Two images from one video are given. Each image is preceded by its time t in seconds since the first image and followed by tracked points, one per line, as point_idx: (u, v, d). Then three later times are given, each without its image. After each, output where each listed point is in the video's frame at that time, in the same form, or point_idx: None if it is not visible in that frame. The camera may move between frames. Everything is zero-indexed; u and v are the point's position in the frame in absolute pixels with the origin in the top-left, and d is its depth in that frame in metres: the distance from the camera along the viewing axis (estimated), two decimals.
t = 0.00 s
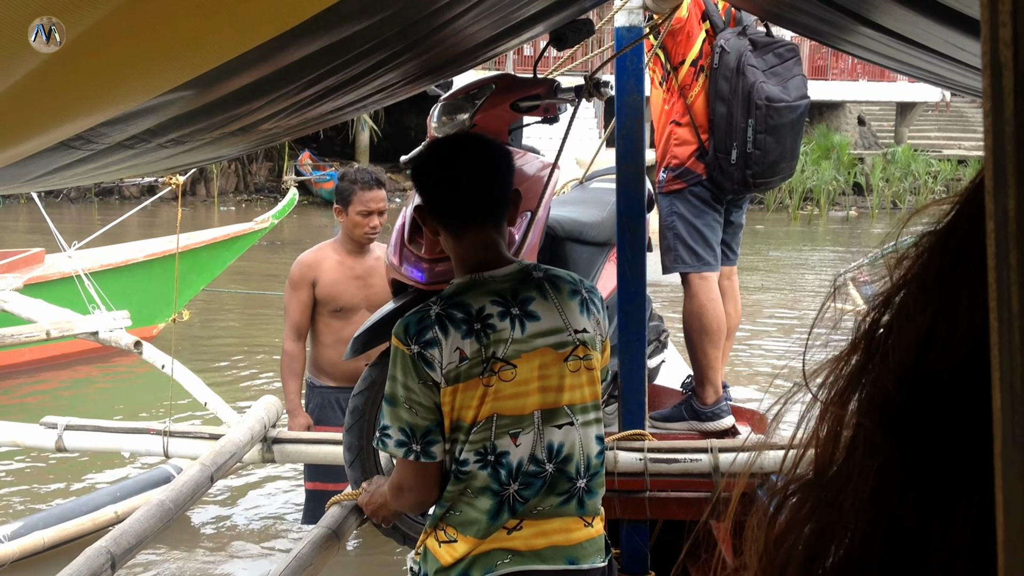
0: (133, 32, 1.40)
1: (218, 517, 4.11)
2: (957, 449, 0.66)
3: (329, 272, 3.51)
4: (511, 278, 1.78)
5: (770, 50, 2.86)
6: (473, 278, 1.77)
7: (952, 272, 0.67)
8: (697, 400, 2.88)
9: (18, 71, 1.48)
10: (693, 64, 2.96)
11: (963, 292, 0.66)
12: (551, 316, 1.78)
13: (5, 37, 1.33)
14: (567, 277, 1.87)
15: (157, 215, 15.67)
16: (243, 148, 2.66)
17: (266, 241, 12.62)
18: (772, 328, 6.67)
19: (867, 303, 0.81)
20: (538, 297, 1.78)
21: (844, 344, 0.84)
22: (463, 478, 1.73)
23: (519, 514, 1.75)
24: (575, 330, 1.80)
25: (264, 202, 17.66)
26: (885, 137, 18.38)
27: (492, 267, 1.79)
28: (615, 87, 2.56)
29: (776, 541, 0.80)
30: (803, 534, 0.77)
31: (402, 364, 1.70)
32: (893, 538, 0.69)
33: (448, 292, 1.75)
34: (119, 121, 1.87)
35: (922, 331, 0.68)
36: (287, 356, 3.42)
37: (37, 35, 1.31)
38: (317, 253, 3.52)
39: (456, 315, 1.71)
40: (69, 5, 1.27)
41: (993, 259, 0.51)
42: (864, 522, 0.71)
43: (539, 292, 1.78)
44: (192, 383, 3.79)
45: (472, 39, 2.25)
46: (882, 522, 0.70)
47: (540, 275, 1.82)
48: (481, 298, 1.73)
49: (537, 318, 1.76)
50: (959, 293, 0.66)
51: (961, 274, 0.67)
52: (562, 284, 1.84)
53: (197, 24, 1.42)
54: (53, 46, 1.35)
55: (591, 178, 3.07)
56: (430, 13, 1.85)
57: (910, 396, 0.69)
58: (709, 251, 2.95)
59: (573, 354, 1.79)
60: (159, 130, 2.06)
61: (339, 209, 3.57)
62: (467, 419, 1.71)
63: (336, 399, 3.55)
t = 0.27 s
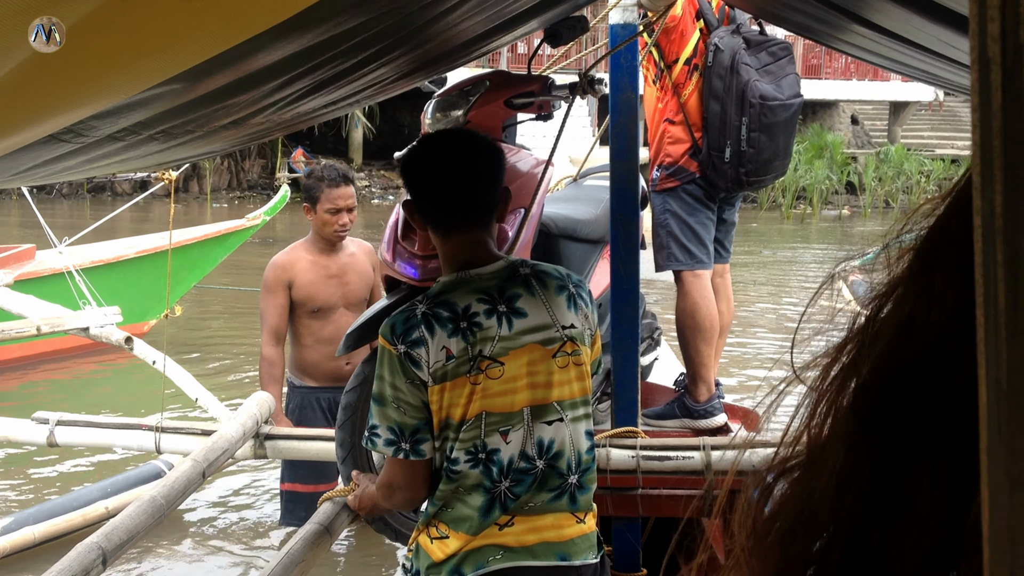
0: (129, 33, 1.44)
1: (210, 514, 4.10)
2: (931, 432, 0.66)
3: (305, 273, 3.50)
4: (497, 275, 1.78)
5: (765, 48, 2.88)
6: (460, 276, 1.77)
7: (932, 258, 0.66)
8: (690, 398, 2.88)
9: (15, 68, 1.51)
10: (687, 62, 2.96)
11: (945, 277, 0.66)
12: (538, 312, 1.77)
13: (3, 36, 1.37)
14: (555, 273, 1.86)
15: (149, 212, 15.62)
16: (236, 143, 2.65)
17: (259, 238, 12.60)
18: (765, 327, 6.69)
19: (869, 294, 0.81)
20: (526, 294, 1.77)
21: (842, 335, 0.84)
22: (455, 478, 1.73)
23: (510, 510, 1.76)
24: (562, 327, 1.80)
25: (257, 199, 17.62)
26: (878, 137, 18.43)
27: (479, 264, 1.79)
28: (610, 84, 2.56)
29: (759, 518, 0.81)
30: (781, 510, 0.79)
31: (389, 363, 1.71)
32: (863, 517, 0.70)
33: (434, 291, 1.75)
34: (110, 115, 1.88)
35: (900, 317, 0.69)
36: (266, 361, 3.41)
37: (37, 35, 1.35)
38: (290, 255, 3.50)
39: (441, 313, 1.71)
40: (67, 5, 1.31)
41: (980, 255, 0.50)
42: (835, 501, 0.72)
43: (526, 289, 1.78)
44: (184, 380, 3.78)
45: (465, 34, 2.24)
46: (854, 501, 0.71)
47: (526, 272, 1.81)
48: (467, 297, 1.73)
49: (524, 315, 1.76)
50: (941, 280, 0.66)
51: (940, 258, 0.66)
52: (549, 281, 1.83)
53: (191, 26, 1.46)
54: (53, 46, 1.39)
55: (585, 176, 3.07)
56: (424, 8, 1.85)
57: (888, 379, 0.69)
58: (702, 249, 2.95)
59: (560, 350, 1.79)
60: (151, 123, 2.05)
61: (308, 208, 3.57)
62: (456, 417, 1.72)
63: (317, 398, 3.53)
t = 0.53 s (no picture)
0: (128, 32, 1.45)
1: (202, 513, 4.09)
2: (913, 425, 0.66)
3: (286, 278, 3.51)
4: (486, 275, 1.78)
5: (758, 49, 2.87)
6: (450, 276, 1.76)
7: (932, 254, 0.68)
8: (683, 398, 2.89)
9: (13, 67, 1.52)
10: (682, 63, 2.97)
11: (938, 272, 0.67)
12: (528, 312, 1.78)
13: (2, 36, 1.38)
14: (545, 272, 1.85)
15: (143, 211, 15.59)
16: (229, 142, 2.65)
17: (253, 238, 12.59)
18: (758, 328, 6.70)
19: (869, 297, 0.82)
20: (515, 294, 1.77)
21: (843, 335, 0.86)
22: (445, 479, 1.73)
23: (501, 510, 1.77)
24: (552, 326, 1.80)
25: (251, 199, 17.60)
26: (872, 139, 18.47)
27: (469, 265, 1.79)
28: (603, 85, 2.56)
29: (751, 509, 0.82)
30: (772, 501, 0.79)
31: (378, 363, 1.70)
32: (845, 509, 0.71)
33: (423, 290, 1.75)
34: (103, 112, 1.88)
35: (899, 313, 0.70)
36: (253, 369, 3.42)
37: (38, 35, 1.36)
38: (269, 262, 3.51)
39: (430, 313, 1.71)
40: (65, 5, 1.32)
41: (957, 256, 0.50)
42: (824, 491, 0.73)
43: (516, 289, 1.78)
44: (176, 378, 3.77)
45: (458, 31, 2.25)
46: (838, 492, 0.71)
47: (516, 272, 1.81)
48: (456, 297, 1.73)
49: (513, 315, 1.76)
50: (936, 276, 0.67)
51: (939, 253, 0.67)
52: (540, 280, 1.83)
53: (188, 26, 1.46)
54: (54, 46, 1.40)
55: (578, 176, 3.07)
56: (417, 6, 1.86)
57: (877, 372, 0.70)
58: (695, 249, 2.95)
59: (550, 349, 1.79)
60: (143, 120, 2.05)
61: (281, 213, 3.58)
62: (445, 418, 1.72)
63: (304, 399, 3.52)
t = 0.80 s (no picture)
0: (128, 33, 1.44)
1: (202, 515, 4.10)
2: (906, 423, 0.67)
3: (281, 280, 3.52)
4: (488, 279, 1.78)
5: (757, 52, 2.88)
6: (452, 280, 1.76)
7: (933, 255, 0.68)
8: (682, 400, 2.89)
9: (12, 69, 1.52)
10: (681, 66, 2.98)
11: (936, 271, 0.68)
12: (529, 316, 1.79)
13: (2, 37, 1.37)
14: (546, 276, 1.88)
15: (143, 212, 15.60)
16: (229, 144, 2.66)
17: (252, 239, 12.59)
18: (757, 330, 6.71)
19: (871, 298, 0.82)
20: (516, 298, 1.78)
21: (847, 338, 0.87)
22: (448, 481, 1.73)
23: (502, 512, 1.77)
24: (554, 329, 1.81)
25: (251, 200, 17.61)
26: (872, 142, 18.48)
27: (469, 269, 1.80)
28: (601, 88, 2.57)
29: (753, 509, 0.83)
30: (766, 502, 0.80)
31: (384, 370, 1.69)
32: (836, 505, 0.71)
33: (428, 295, 1.74)
34: (103, 114, 1.88)
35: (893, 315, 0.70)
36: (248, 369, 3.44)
37: (37, 35, 1.36)
38: (266, 263, 3.55)
39: (435, 319, 1.70)
40: (65, 6, 1.31)
41: (937, 259, 0.52)
42: (816, 492, 0.73)
43: (518, 293, 1.79)
44: (176, 380, 3.78)
45: (457, 34, 2.25)
46: (831, 489, 0.72)
47: (517, 275, 1.83)
48: (461, 301, 1.73)
49: (517, 319, 1.77)
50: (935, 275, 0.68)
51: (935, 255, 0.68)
52: (541, 284, 1.85)
53: (188, 27, 1.46)
54: (53, 46, 1.39)
55: (577, 178, 3.08)
56: (415, 8, 1.86)
57: (874, 370, 0.70)
58: (694, 251, 2.96)
59: (551, 353, 1.80)
60: (143, 122, 2.05)
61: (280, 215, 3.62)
62: (451, 422, 1.72)
63: (300, 403, 3.50)
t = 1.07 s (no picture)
0: (132, 33, 1.42)
1: (211, 517, 4.11)
2: (915, 426, 0.67)
3: (293, 282, 3.56)
4: (493, 281, 1.79)
5: (768, 56, 2.88)
6: (456, 283, 1.77)
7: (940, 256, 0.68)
8: (691, 404, 2.88)
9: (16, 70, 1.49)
10: (691, 69, 2.98)
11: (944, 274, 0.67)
12: (534, 317, 1.79)
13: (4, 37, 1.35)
14: (549, 277, 1.88)
15: (153, 215, 15.67)
16: (239, 148, 2.67)
17: (262, 242, 12.63)
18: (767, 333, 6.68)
19: (878, 301, 0.82)
20: (521, 299, 1.79)
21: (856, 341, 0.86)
22: (455, 483, 1.73)
23: (508, 515, 1.78)
24: (559, 330, 1.82)
25: (261, 203, 17.67)
26: (882, 145, 18.41)
27: (474, 271, 1.80)
28: (611, 91, 2.57)
29: (762, 512, 0.84)
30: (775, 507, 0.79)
31: (389, 372, 1.69)
32: (843, 506, 0.71)
33: (433, 297, 1.75)
34: (113, 120, 1.89)
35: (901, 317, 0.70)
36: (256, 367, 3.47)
37: (37, 35, 1.32)
38: (281, 264, 3.59)
39: (442, 320, 1.71)
40: (66, 5, 1.28)
41: (948, 266, 0.52)
42: (825, 496, 0.73)
43: (522, 294, 1.80)
44: (186, 383, 3.79)
45: (467, 39, 2.25)
46: (838, 491, 0.71)
47: (521, 276, 1.84)
48: (466, 302, 1.74)
49: (522, 320, 1.77)
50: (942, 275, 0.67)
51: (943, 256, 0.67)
52: (545, 284, 1.86)
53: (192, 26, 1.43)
54: (53, 46, 1.36)
55: (587, 181, 3.08)
56: (425, 13, 1.86)
57: (883, 372, 0.69)
58: (704, 255, 2.95)
59: (557, 353, 1.80)
60: (154, 128, 2.06)
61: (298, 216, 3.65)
62: (458, 423, 1.72)
63: (307, 407, 3.51)
